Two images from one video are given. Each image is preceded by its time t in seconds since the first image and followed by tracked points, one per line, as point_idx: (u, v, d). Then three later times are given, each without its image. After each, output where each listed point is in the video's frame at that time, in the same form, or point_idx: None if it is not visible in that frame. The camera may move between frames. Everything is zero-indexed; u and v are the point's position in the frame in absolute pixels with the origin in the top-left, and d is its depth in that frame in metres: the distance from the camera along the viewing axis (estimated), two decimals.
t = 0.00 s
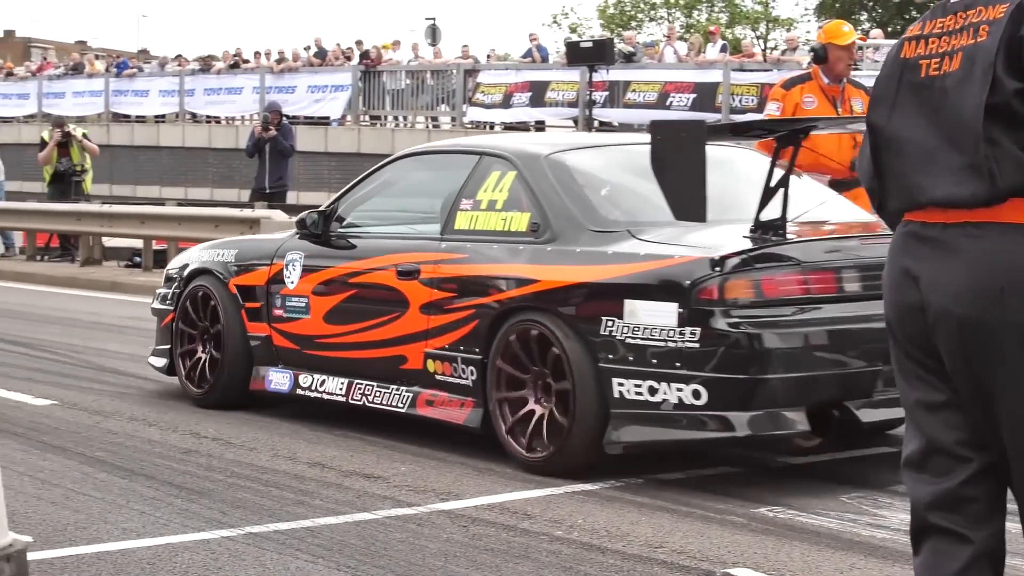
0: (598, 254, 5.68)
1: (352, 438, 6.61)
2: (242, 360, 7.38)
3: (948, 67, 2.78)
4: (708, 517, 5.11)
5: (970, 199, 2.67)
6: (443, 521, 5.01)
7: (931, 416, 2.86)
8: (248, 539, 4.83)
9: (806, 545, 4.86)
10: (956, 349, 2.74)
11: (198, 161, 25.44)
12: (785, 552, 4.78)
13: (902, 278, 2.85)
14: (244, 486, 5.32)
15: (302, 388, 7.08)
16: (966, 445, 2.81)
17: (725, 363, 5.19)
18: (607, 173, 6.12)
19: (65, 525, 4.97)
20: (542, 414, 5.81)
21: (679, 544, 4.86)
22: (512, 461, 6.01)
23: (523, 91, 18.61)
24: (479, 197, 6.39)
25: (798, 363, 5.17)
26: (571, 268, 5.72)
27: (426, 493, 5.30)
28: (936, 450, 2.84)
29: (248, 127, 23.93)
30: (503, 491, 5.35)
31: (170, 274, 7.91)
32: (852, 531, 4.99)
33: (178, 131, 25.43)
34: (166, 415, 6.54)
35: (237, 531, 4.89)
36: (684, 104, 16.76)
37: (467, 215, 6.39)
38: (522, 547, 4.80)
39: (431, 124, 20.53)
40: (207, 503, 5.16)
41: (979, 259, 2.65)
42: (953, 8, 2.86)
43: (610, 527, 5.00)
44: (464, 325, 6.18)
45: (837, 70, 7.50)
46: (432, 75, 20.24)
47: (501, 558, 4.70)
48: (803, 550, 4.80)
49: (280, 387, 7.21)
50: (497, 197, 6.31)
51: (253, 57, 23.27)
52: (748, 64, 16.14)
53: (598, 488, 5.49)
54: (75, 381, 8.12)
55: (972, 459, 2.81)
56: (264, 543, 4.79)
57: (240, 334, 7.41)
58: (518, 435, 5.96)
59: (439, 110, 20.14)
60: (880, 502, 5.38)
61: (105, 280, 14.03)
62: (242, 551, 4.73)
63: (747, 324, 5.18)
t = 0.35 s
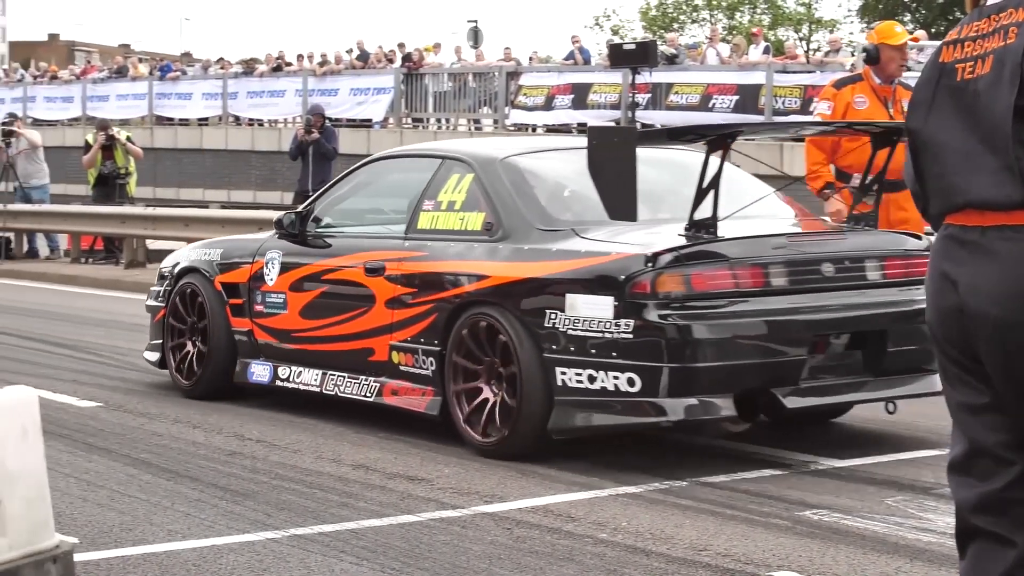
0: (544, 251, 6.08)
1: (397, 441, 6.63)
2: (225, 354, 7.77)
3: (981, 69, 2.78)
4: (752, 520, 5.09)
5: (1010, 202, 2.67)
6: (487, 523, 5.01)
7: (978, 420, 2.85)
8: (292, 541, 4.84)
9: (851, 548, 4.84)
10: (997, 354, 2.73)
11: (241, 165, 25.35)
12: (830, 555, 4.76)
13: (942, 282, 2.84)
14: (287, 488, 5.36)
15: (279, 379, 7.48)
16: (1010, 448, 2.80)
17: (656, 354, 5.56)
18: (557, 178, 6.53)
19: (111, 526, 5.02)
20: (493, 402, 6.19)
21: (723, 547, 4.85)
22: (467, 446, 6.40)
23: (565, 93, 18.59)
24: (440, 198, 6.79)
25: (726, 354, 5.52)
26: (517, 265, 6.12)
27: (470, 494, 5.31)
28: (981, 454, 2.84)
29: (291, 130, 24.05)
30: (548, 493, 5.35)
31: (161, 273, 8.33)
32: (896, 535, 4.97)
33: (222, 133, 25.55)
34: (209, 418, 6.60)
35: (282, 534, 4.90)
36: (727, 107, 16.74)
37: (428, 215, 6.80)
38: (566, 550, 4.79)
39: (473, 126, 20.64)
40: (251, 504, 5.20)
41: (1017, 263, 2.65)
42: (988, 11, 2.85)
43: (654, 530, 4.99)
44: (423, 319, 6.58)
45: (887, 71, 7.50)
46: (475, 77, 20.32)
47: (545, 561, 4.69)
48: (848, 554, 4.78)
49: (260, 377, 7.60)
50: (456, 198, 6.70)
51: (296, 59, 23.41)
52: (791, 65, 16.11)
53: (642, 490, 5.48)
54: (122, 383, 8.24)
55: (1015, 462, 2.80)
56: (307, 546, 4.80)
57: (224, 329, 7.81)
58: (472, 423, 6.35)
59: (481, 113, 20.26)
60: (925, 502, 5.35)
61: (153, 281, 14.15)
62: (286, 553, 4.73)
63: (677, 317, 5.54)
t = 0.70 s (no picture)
0: (503, 247, 6.55)
1: (453, 444, 6.66)
2: (220, 345, 8.27)
3: None
4: (809, 525, 5.08)
5: None
6: (543, 525, 5.04)
7: None
8: (349, 543, 4.86)
9: (909, 552, 4.80)
10: None
11: (298, 167, 25.80)
12: (888, 559, 4.73)
13: (999, 283, 3.18)
14: (344, 491, 5.47)
15: (269, 369, 7.99)
16: None
17: (603, 342, 6.01)
18: (520, 180, 7.01)
19: (169, 528, 5.09)
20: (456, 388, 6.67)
21: (781, 550, 4.83)
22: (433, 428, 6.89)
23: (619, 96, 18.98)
24: (413, 199, 7.27)
25: (670, 342, 5.96)
26: (479, 259, 6.60)
27: (525, 498, 5.38)
28: None
29: (344, 133, 24.23)
30: (603, 497, 5.37)
31: (163, 271, 8.87)
32: (954, 539, 4.93)
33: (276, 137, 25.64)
34: (268, 433, 6.70)
35: (338, 536, 4.93)
36: (782, 108, 17.43)
37: (403, 215, 7.28)
38: (623, 553, 4.79)
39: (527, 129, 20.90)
40: (308, 506, 5.30)
41: None
42: None
43: (711, 533, 4.99)
44: (395, 311, 7.06)
45: (953, 71, 7.47)
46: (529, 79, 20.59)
47: (601, 564, 4.67)
48: (905, 558, 4.74)
49: (251, 369, 8.11)
50: (427, 199, 7.18)
51: (351, 63, 23.63)
52: (845, 67, 16.91)
53: (698, 492, 5.51)
54: (181, 387, 8.41)
55: None
56: (364, 548, 4.82)
57: (220, 323, 8.32)
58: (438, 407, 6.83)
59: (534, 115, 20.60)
60: (984, 507, 5.30)
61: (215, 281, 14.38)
62: (343, 555, 4.74)
63: (623, 308, 5.99)
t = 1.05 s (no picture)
0: (471, 246, 7.07)
1: (518, 449, 6.66)
2: (221, 339, 8.84)
3: None
4: (876, 529, 5.05)
5: None
6: (610, 530, 5.09)
7: None
8: (414, 545, 4.89)
9: (976, 557, 4.75)
10: None
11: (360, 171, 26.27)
12: (956, 563, 4.68)
13: None
14: (408, 495, 5.63)
15: (266, 360, 8.55)
16: None
17: (556, 332, 6.55)
18: (491, 182, 7.52)
19: (235, 530, 5.13)
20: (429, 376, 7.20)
21: (847, 554, 4.80)
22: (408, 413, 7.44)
23: (682, 98, 19.93)
24: (394, 201, 7.78)
25: (618, 331, 6.50)
26: (448, 257, 7.11)
27: (592, 502, 5.53)
28: None
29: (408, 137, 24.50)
30: (666, 500, 5.54)
31: (174, 270, 9.46)
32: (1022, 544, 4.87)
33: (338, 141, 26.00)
34: (333, 442, 6.76)
35: (404, 539, 4.97)
36: (847, 110, 18.50)
37: (383, 215, 7.79)
38: (688, 556, 4.78)
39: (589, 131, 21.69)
40: (374, 509, 5.42)
41: None
42: None
43: (777, 537, 4.98)
44: (374, 306, 7.59)
45: None
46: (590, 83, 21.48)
47: (667, 567, 4.65)
48: (973, 562, 4.69)
49: (251, 360, 8.67)
50: (405, 201, 7.69)
51: (413, 67, 23.94)
52: (911, 68, 17.90)
53: (763, 496, 5.59)
54: (247, 392, 8.52)
55: None
56: (429, 550, 4.84)
57: (222, 317, 8.87)
58: (412, 394, 7.35)
59: (597, 118, 21.44)
60: None
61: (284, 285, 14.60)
62: (409, 558, 4.75)
63: (574, 300, 6.53)
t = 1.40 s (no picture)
0: (444, 246, 7.61)
1: (567, 451, 6.69)
2: (220, 335, 9.44)
3: None
4: (928, 532, 5.02)
5: None
6: (660, 533, 5.10)
7: None
8: (464, 548, 4.93)
9: None
10: None
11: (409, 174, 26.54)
12: (1009, 567, 4.64)
13: None
14: (458, 498, 5.67)
15: (262, 355, 9.14)
16: None
17: (520, 326, 7.09)
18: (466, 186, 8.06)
19: (285, 532, 5.18)
20: (405, 368, 7.76)
21: (899, 557, 4.77)
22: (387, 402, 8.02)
23: (730, 100, 19.91)
24: (376, 204, 8.33)
25: (575, 326, 7.04)
26: (423, 256, 7.66)
27: (641, 505, 5.54)
28: None
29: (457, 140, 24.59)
30: (715, 503, 5.55)
31: (180, 269, 10.07)
32: None
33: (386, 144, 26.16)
34: (383, 444, 6.83)
35: (454, 541, 5.00)
36: (897, 112, 18.38)
37: (367, 218, 8.34)
38: (738, 559, 4.78)
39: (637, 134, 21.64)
40: (425, 512, 5.46)
41: None
42: None
43: (828, 540, 4.97)
44: (357, 303, 8.14)
45: None
46: (638, 84, 21.44)
47: (717, 570, 4.65)
48: None
49: (249, 354, 9.27)
50: (386, 204, 8.24)
51: (462, 70, 24.01)
52: (961, 69, 17.73)
53: (813, 499, 5.57)
54: (297, 394, 8.61)
55: None
56: (479, 553, 4.87)
57: (222, 313, 9.46)
58: (390, 385, 7.92)
59: (645, 120, 21.35)
60: None
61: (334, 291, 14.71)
62: (459, 560, 4.79)
63: (536, 297, 7.07)
